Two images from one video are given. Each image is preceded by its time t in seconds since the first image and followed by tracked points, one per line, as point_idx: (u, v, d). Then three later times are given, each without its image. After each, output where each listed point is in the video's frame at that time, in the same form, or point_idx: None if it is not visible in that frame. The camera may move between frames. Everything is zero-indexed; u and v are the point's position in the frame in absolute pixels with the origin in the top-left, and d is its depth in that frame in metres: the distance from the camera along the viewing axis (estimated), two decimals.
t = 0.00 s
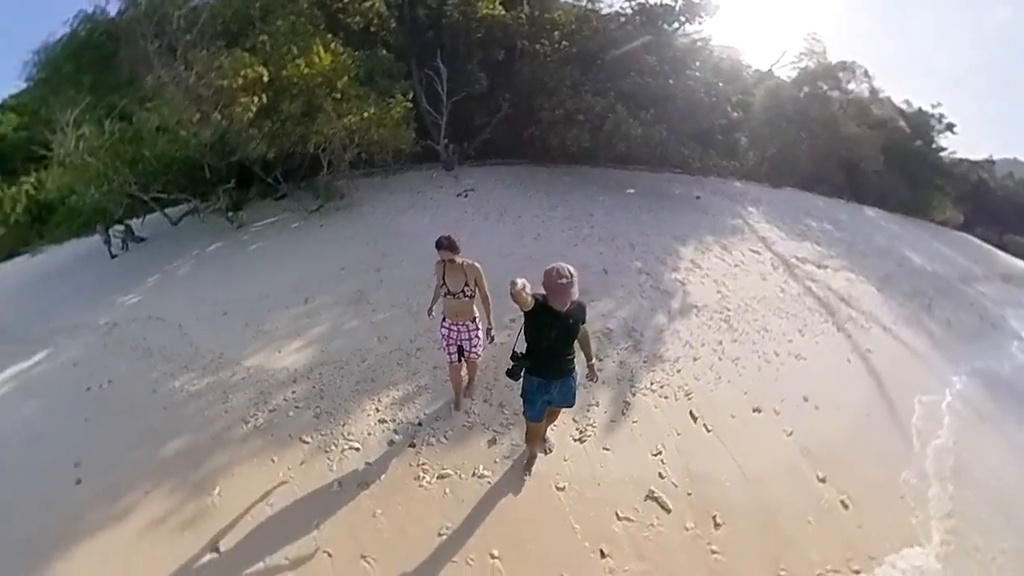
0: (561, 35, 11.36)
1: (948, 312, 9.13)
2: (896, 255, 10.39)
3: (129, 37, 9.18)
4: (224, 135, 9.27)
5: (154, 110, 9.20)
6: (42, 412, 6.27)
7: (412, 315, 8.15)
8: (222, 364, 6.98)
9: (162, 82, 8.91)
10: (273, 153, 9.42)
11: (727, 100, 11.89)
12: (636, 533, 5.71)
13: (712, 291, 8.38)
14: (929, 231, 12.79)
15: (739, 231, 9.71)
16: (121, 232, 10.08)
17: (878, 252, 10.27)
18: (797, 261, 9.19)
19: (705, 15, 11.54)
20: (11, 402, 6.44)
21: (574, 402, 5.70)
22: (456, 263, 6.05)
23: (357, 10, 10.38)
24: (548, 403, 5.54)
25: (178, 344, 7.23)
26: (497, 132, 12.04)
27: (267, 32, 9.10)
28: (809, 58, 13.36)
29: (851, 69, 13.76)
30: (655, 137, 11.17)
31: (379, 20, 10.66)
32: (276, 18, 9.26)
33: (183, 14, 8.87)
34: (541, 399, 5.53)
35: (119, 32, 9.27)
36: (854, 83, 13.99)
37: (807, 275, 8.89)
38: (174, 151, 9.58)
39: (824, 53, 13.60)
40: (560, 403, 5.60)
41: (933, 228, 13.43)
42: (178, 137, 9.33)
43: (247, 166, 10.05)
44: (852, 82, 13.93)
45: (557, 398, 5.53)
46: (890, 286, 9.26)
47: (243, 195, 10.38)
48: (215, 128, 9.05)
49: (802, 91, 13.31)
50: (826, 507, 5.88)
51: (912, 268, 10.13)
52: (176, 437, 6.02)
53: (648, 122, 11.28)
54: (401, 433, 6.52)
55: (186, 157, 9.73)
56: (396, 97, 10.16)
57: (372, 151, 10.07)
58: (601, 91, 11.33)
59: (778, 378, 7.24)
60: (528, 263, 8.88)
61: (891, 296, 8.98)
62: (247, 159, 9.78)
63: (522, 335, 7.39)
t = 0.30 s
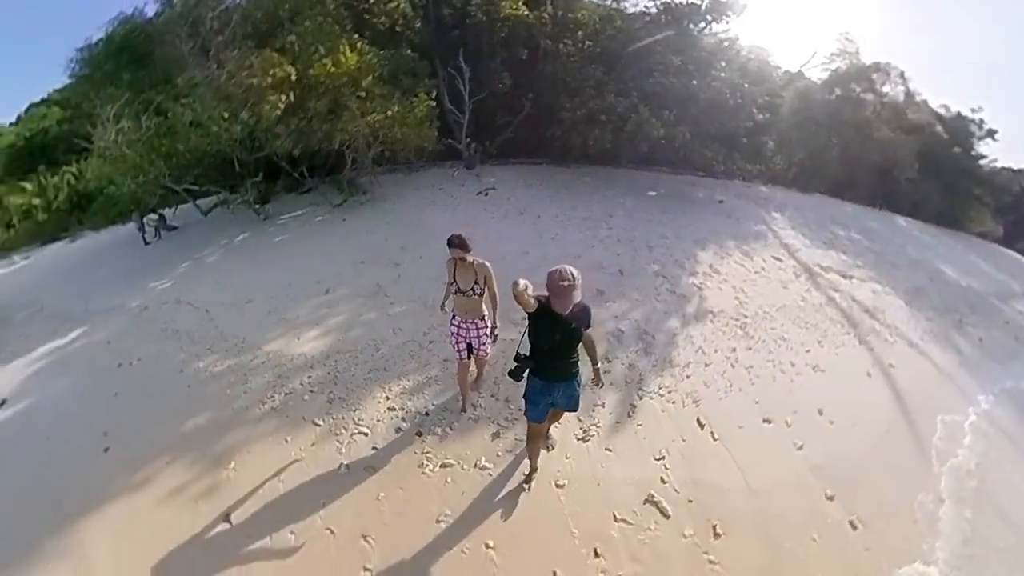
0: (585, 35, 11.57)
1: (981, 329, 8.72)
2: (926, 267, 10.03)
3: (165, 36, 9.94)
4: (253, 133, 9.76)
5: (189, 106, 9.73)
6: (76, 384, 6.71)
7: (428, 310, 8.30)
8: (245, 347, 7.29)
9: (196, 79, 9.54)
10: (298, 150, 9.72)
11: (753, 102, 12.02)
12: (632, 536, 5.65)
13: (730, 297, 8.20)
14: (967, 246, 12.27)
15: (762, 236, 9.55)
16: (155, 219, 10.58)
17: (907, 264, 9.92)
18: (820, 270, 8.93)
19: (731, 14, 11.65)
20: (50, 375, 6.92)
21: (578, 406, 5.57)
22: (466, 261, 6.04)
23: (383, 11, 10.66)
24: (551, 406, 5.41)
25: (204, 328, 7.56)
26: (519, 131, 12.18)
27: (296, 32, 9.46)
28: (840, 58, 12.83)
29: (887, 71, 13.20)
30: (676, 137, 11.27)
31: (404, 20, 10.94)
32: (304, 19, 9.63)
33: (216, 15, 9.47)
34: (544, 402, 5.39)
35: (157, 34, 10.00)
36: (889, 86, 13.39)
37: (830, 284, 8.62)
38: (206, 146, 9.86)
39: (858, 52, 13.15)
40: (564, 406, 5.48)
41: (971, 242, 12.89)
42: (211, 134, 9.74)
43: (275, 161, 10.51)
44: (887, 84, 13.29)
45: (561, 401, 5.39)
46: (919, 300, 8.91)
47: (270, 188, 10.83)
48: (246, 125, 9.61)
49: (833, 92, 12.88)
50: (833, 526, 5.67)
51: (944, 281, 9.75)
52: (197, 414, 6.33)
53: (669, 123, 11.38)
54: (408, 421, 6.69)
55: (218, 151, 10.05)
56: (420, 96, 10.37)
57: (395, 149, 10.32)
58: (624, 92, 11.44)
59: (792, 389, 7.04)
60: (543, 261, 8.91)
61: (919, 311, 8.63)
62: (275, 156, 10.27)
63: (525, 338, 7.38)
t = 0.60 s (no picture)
0: (611, 35, 11.58)
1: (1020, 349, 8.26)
2: (961, 281, 9.60)
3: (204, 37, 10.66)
4: (284, 131, 10.13)
5: (223, 104, 10.16)
6: (112, 359, 7.07)
7: (445, 306, 8.42)
8: (269, 332, 7.55)
9: (230, 78, 10.06)
10: (325, 148, 10.09)
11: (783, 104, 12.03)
12: (628, 539, 5.57)
13: (750, 304, 8.01)
14: (1011, 263, 11.64)
15: (788, 244, 9.36)
16: (190, 209, 11.24)
17: (940, 278, 9.52)
18: (846, 280, 8.66)
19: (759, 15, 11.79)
20: (87, 350, 7.32)
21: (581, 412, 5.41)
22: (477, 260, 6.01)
23: (408, 12, 10.83)
24: (554, 410, 5.26)
25: (233, 314, 7.88)
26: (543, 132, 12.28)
27: (326, 34, 9.78)
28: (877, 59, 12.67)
29: (926, 73, 13.04)
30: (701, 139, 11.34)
31: (429, 22, 11.07)
32: (333, 21, 9.94)
33: (249, 18, 9.96)
34: (546, 406, 5.24)
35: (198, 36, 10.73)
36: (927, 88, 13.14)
37: (856, 296, 8.33)
38: (239, 142, 10.29)
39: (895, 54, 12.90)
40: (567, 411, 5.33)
41: (1015, 259, 12.26)
42: (245, 131, 10.12)
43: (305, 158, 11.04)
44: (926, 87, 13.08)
45: (563, 405, 5.24)
46: (952, 316, 8.51)
47: (299, 184, 11.32)
48: (277, 123, 9.96)
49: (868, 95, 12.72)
50: (840, 547, 5.42)
51: (981, 296, 9.30)
52: (219, 393, 6.59)
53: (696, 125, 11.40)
54: (416, 412, 6.79)
55: (250, 148, 10.51)
56: (445, 96, 10.61)
57: (420, 148, 10.62)
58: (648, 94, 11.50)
59: (808, 402, 6.82)
60: (560, 261, 8.90)
61: (952, 328, 8.21)
62: (304, 152, 10.65)
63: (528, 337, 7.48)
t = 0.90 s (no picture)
0: (639, 35, 11.86)
1: None
2: (1011, 299, 8.97)
3: (243, 40, 11.78)
4: (316, 130, 10.58)
5: (260, 102, 10.95)
6: (149, 339, 7.63)
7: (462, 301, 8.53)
8: (294, 318, 7.93)
9: (269, 78, 10.95)
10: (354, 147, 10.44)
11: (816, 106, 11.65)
12: (625, 544, 5.46)
13: (773, 313, 7.75)
14: None
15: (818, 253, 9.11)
16: (227, 203, 11.70)
17: (986, 296, 8.92)
18: (879, 293, 8.30)
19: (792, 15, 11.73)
20: (127, 329, 7.95)
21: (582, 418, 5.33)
22: (487, 261, 5.86)
23: (438, 17, 11.46)
24: (554, 416, 5.18)
25: (262, 301, 8.31)
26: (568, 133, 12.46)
27: (358, 37, 10.42)
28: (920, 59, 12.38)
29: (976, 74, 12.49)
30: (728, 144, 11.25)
31: (458, 25, 11.60)
32: (365, 26, 10.59)
33: (285, 22, 10.97)
34: (546, 411, 5.16)
35: (241, 39, 11.75)
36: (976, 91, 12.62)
37: (888, 311, 7.95)
38: (274, 139, 10.80)
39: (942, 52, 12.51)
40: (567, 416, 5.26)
41: None
42: (280, 130, 10.66)
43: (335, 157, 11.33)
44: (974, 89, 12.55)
45: (564, 410, 5.16)
46: (998, 336, 7.94)
47: (329, 181, 11.71)
48: (309, 122, 10.50)
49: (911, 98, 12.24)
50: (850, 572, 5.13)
51: None
52: (244, 374, 6.97)
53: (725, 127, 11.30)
54: (427, 403, 6.92)
55: (282, 145, 10.92)
56: (471, 98, 10.82)
57: (446, 148, 10.85)
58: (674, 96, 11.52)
59: (827, 418, 6.52)
60: (579, 262, 8.90)
61: (996, 349, 7.66)
62: (334, 151, 10.88)
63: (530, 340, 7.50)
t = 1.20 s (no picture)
0: (670, 38, 12.19)
1: None
2: None
3: (281, 45, 12.41)
4: (349, 130, 11.16)
5: (296, 103, 11.45)
6: (185, 320, 8.22)
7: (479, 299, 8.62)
8: (319, 307, 8.31)
9: (306, 81, 11.51)
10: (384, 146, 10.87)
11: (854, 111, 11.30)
12: (621, 550, 5.36)
13: (797, 326, 7.48)
14: None
15: (852, 265, 8.84)
16: (263, 197, 12.41)
17: None
18: (915, 310, 7.91)
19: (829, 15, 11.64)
20: (165, 311, 8.58)
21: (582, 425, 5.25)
22: (497, 263, 5.60)
23: (466, 21, 11.89)
24: (553, 420, 5.14)
25: (290, 290, 8.78)
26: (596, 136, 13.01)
27: (388, 41, 10.89)
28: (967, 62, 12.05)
29: None
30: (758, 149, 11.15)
31: (486, 29, 12.05)
32: (397, 31, 11.05)
33: (321, 28, 11.60)
34: (545, 415, 5.13)
35: (282, 43, 12.35)
36: None
37: (924, 330, 7.52)
38: (308, 139, 11.39)
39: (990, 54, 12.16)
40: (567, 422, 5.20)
41: None
42: (314, 130, 11.23)
43: (367, 156, 11.81)
44: None
45: (562, 416, 5.10)
46: None
47: (361, 181, 12.26)
48: (342, 122, 11.11)
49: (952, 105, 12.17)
50: None
51: None
52: (269, 356, 7.35)
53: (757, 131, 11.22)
54: (439, 394, 7.03)
55: (315, 145, 11.54)
56: (499, 100, 11.11)
57: (474, 149, 11.14)
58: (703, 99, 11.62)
59: (848, 438, 6.20)
60: (599, 265, 8.87)
61: None
62: (366, 151, 11.45)
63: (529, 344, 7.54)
